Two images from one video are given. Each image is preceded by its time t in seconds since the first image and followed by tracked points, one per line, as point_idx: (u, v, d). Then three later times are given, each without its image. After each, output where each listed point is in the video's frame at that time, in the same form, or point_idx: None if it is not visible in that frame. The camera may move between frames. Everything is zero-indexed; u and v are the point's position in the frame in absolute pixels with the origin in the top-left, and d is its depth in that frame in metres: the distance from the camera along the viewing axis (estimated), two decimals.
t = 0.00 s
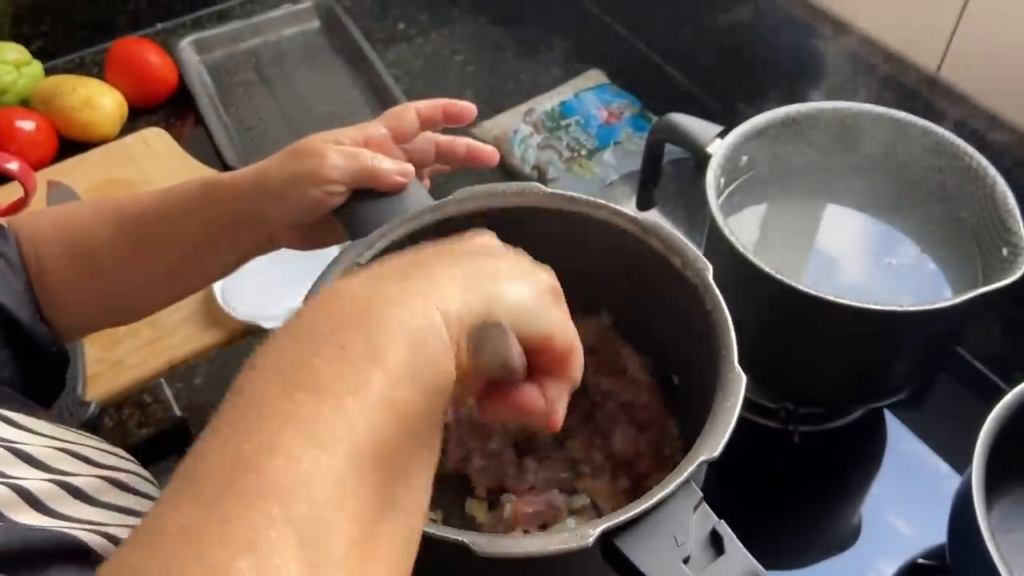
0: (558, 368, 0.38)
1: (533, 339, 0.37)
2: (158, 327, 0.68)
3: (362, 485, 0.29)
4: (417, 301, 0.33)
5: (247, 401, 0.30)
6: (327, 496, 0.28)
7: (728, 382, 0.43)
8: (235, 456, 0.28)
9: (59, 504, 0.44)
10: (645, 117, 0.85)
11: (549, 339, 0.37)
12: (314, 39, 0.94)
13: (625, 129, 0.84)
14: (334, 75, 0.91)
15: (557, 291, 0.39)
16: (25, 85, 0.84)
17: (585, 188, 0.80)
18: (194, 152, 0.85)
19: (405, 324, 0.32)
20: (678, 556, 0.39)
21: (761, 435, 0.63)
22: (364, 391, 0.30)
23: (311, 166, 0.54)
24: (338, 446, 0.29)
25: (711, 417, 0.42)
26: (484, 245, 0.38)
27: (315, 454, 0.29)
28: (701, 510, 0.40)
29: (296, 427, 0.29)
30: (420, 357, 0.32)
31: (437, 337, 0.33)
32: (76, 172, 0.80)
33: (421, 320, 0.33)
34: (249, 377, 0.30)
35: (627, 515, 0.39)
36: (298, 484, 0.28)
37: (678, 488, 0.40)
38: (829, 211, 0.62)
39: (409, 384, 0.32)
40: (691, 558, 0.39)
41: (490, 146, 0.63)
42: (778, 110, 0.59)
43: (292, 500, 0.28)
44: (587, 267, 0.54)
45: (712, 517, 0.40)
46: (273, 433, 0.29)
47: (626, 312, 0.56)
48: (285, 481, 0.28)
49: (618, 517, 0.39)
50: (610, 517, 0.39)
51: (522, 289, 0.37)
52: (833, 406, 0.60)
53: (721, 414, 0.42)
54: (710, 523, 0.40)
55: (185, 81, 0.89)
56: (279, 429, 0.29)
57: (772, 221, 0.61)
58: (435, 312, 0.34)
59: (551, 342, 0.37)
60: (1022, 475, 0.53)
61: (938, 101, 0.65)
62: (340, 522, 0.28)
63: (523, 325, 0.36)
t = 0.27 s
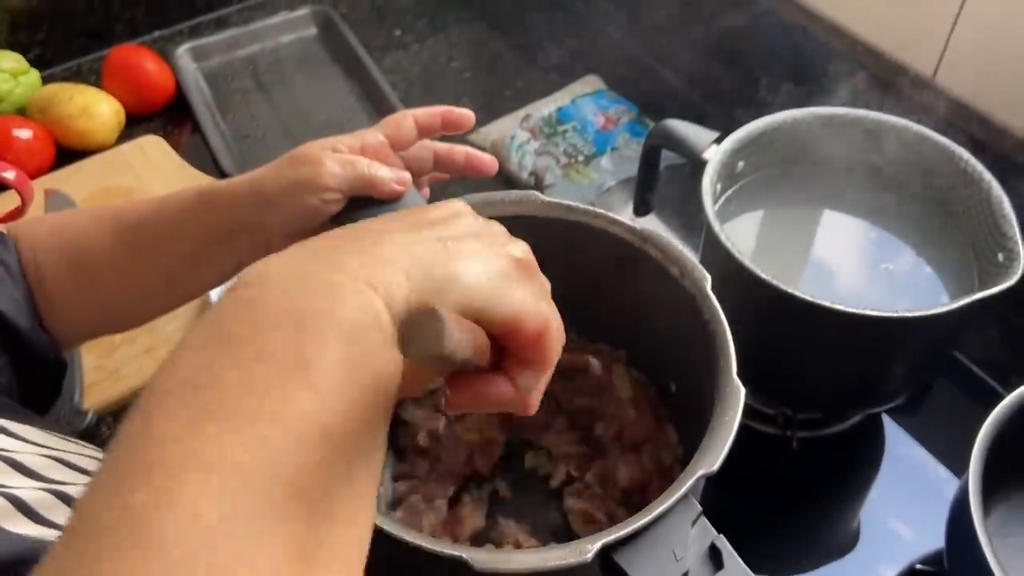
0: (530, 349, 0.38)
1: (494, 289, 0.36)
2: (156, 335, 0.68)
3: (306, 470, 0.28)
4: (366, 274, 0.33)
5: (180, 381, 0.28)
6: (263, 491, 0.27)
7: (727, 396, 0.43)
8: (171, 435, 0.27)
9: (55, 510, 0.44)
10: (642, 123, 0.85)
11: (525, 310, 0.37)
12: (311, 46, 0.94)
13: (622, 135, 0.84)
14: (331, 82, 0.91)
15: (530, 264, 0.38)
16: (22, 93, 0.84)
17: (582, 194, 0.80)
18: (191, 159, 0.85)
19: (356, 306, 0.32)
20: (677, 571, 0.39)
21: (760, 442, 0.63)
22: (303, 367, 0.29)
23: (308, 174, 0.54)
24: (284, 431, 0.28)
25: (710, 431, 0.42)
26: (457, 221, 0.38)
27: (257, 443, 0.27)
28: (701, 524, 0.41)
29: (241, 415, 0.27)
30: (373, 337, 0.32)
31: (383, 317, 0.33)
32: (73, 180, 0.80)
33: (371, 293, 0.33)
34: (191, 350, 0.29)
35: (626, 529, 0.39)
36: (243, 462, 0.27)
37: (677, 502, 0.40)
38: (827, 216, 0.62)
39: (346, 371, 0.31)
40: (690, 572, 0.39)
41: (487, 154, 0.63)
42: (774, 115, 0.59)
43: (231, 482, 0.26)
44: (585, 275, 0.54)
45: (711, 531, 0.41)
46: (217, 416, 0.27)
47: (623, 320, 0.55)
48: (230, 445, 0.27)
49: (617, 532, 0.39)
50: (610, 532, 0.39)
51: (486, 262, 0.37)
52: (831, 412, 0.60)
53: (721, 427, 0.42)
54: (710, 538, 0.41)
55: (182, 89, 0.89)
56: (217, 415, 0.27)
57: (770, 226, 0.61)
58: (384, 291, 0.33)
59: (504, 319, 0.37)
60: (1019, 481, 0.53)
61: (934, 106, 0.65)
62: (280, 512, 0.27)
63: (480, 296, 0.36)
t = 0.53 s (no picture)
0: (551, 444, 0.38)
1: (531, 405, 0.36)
2: (153, 345, 0.68)
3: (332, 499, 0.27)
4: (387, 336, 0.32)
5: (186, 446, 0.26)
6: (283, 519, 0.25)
7: (720, 404, 0.43)
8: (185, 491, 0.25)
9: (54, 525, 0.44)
10: (637, 132, 0.86)
11: (550, 402, 0.37)
12: (308, 57, 0.95)
13: (617, 144, 0.85)
14: (327, 92, 0.91)
15: (553, 351, 0.38)
16: (21, 105, 0.85)
17: (577, 203, 0.81)
18: (188, 170, 0.86)
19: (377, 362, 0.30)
20: None
21: (754, 449, 0.63)
22: (328, 424, 0.27)
23: (302, 186, 0.54)
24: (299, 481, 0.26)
25: (702, 440, 0.42)
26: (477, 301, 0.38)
27: (269, 507, 0.25)
28: (693, 533, 0.42)
29: (258, 467, 0.25)
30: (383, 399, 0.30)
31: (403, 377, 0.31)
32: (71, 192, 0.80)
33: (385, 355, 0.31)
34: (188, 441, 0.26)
35: (619, 538, 0.39)
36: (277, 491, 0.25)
37: (670, 510, 0.40)
38: (820, 225, 0.62)
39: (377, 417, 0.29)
40: None
41: (483, 166, 0.64)
42: (767, 125, 0.60)
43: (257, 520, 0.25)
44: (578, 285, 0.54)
45: (703, 540, 0.42)
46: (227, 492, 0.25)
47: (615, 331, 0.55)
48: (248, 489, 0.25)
49: (611, 540, 0.39)
50: (604, 541, 0.39)
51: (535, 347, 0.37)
52: (824, 419, 0.60)
53: (713, 435, 0.42)
54: (702, 546, 0.42)
55: (179, 100, 0.90)
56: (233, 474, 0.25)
57: (763, 235, 0.61)
58: (418, 349, 0.32)
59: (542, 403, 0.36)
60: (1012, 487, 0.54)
61: (925, 115, 0.66)
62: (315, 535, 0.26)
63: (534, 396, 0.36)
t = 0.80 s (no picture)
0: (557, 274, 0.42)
1: (528, 252, 0.40)
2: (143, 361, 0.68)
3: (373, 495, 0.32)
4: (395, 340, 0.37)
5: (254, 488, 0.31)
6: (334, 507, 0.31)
7: (711, 421, 0.43)
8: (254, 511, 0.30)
9: (41, 552, 0.44)
10: (629, 145, 0.86)
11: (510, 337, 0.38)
12: (301, 71, 0.95)
13: (609, 157, 0.85)
14: (320, 106, 0.91)
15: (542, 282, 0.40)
16: (12, 119, 0.85)
17: (569, 217, 0.81)
18: (181, 184, 0.86)
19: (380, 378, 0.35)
20: None
21: (745, 463, 0.63)
22: (349, 435, 0.33)
23: (292, 201, 0.54)
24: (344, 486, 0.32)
25: (693, 457, 0.42)
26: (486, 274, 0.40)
27: (322, 510, 0.31)
28: (683, 550, 0.42)
29: (303, 486, 0.31)
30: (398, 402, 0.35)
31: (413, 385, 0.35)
32: (62, 207, 0.80)
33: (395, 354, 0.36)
34: (260, 468, 0.32)
35: (611, 558, 0.39)
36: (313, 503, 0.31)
37: (661, 528, 0.40)
38: (813, 237, 0.62)
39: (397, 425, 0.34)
40: None
41: (474, 181, 0.64)
42: (757, 139, 0.60)
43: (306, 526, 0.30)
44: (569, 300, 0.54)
45: (693, 559, 0.43)
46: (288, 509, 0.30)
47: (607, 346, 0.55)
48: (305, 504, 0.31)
49: (602, 559, 0.39)
50: (595, 559, 0.39)
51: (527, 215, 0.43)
52: (817, 433, 0.60)
53: (703, 452, 0.42)
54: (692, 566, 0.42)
55: (172, 114, 0.90)
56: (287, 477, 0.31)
57: (755, 247, 0.61)
58: (418, 337, 0.37)
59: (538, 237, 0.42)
60: (1004, 500, 0.54)
61: (916, 129, 0.66)
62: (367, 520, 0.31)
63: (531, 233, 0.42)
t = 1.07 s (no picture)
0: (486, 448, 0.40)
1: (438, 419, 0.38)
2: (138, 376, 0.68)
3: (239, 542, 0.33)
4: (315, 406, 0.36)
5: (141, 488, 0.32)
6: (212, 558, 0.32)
7: (707, 437, 0.43)
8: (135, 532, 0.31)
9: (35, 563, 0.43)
10: (625, 158, 0.86)
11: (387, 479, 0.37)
12: (297, 85, 0.95)
13: (604, 170, 0.85)
14: (316, 120, 0.91)
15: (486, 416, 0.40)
16: (8, 134, 0.85)
17: (565, 230, 0.80)
18: (177, 198, 0.85)
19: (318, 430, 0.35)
20: None
21: (742, 476, 0.63)
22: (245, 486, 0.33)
23: (287, 216, 0.54)
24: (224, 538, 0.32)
25: (689, 473, 0.42)
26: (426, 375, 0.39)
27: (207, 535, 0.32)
28: (682, 566, 0.41)
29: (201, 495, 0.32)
30: (303, 453, 0.35)
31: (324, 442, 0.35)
32: (57, 221, 0.80)
33: (317, 417, 0.35)
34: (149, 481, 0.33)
35: None
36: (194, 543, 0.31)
37: (658, 546, 0.40)
38: (808, 250, 0.62)
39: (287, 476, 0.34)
40: None
41: (469, 197, 0.64)
42: (751, 154, 0.60)
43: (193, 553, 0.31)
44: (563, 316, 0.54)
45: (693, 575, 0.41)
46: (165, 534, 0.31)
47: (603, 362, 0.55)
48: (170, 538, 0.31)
49: None
50: None
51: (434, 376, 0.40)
52: (814, 447, 0.60)
53: (700, 468, 0.42)
54: None
55: (168, 128, 0.90)
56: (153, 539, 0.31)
57: (750, 261, 0.61)
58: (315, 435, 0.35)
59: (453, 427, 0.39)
60: (1001, 513, 0.53)
61: (910, 142, 0.66)
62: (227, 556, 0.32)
63: (436, 409, 0.39)
